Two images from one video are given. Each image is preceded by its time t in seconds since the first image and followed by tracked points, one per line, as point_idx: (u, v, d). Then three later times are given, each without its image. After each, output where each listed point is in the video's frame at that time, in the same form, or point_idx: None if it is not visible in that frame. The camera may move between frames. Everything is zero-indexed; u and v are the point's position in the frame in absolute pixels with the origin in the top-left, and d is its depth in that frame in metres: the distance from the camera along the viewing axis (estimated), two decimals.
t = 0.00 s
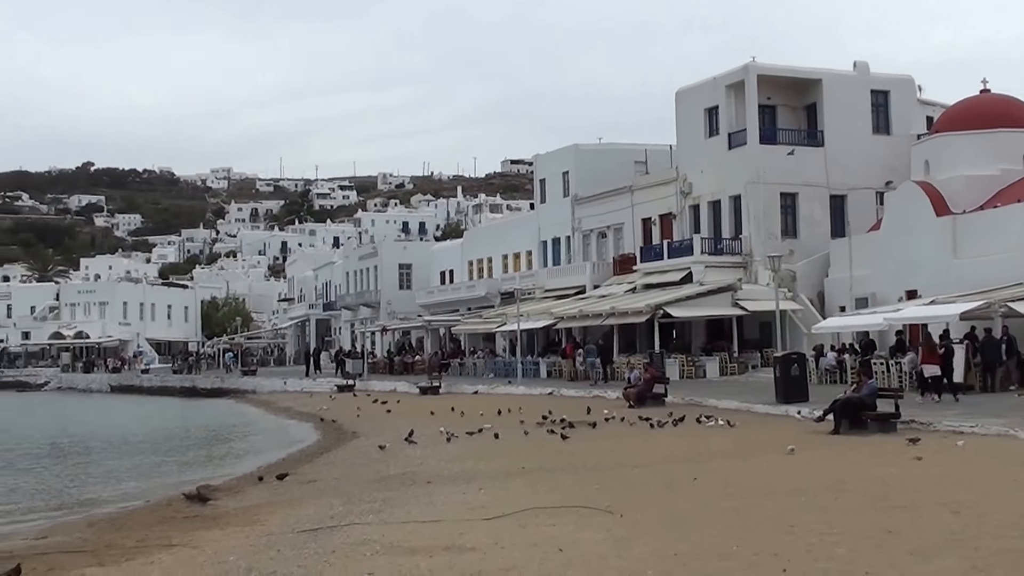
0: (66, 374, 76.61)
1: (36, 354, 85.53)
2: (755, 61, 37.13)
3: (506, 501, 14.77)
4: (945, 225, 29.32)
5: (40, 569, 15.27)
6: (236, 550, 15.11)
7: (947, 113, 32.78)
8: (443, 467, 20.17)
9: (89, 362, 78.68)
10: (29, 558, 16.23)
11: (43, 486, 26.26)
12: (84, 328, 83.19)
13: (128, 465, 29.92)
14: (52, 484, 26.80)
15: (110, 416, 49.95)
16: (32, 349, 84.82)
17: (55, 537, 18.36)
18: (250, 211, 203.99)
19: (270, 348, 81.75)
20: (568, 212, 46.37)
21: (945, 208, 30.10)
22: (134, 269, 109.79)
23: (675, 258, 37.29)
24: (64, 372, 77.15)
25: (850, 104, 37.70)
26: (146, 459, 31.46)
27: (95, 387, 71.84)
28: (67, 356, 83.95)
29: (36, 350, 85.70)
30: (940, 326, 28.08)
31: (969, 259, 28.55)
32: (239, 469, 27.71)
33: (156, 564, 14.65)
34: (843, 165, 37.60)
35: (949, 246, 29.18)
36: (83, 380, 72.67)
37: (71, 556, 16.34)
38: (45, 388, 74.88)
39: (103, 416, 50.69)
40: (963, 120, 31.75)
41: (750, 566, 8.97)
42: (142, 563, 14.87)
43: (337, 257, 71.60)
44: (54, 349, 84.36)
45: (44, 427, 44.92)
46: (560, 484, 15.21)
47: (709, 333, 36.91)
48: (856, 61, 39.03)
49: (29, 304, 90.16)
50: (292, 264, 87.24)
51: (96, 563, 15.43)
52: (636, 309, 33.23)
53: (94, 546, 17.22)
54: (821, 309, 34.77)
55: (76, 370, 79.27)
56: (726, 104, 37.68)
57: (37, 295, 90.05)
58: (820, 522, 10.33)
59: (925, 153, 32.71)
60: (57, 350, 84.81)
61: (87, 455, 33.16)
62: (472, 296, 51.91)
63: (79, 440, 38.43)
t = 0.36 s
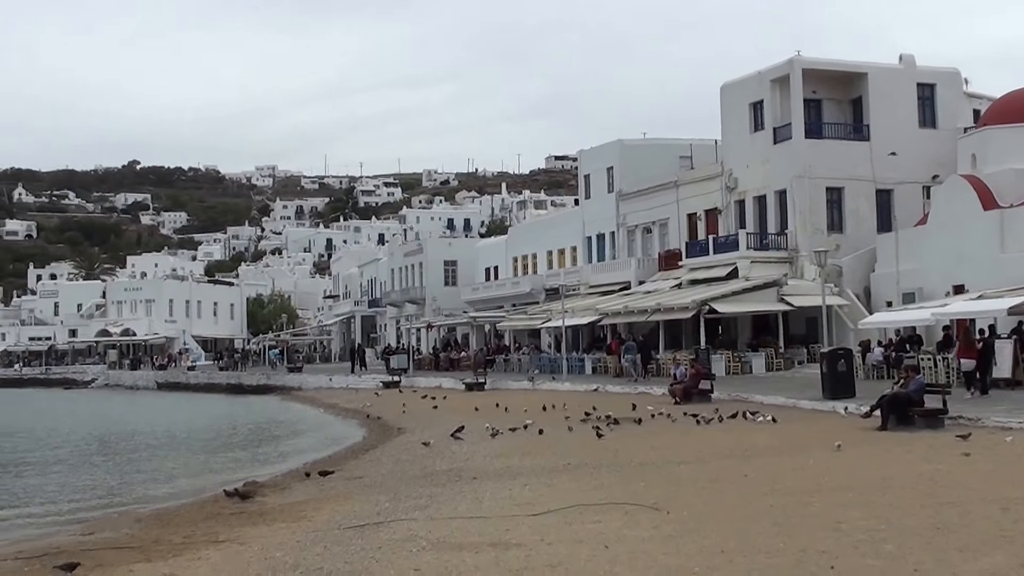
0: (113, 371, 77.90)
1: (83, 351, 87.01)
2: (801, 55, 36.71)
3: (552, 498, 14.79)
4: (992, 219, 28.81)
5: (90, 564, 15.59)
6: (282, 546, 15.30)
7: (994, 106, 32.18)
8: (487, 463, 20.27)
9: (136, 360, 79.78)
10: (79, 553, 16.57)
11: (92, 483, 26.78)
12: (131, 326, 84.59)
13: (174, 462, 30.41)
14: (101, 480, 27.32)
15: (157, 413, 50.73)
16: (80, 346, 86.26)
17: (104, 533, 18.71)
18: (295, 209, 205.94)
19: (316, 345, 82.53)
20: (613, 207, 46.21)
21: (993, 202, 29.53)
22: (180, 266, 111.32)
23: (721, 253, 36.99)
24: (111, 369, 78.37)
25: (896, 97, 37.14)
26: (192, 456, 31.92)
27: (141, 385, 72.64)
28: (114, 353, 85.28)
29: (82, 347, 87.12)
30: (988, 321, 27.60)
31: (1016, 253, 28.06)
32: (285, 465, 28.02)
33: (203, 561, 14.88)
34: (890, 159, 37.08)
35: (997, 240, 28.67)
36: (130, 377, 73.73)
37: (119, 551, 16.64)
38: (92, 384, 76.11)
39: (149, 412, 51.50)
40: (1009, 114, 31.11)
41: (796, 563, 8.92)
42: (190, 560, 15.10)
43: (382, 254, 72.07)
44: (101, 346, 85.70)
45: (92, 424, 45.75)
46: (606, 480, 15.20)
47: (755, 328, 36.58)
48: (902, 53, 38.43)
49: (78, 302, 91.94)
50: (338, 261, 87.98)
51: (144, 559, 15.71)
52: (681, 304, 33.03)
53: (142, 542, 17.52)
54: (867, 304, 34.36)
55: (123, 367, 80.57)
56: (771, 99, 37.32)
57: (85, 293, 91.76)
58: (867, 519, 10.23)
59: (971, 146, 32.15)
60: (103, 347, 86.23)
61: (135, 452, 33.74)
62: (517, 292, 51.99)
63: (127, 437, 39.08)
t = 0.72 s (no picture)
0: (159, 368, 79.09)
1: (130, 348, 88.64)
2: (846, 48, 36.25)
3: (598, 495, 14.78)
4: None
5: (139, 560, 15.87)
6: (329, 543, 15.48)
7: None
8: (531, 460, 20.31)
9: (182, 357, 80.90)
10: (130, 549, 16.88)
11: (139, 479, 27.23)
12: (177, 323, 85.92)
13: (219, 459, 30.84)
14: (149, 476, 27.79)
15: (203, 409, 51.43)
16: (127, 344, 87.59)
17: (154, 529, 19.08)
18: (340, 206, 207.50)
19: (362, 342, 83.17)
20: (658, 203, 45.99)
21: None
22: (225, 264, 112.66)
23: (767, 249, 36.67)
24: (157, 366, 79.59)
25: (942, 92, 36.55)
26: (238, 452, 32.35)
27: (188, 381, 73.67)
28: (160, 350, 86.44)
29: (129, 344, 88.64)
30: None
31: None
32: (331, 462, 28.32)
33: (251, 556, 15.11)
34: (936, 154, 36.52)
35: None
36: (176, 374, 74.82)
37: (168, 547, 16.94)
38: (140, 381, 77.38)
39: (196, 409, 52.25)
40: None
41: (844, 559, 8.84)
42: (238, 555, 15.34)
43: (428, 251, 72.36)
44: (147, 344, 87.03)
45: (140, 421, 46.49)
46: (652, 478, 15.13)
47: (801, 324, 36.26)
48: (947, 47, 37.82)
49: (124, 300, 93.33)
50: (383, 258, 88.53)
51: (192, 554, 15.97)
52: (727, 301, 32.84)
53: (190, 538, 17.81)
54: (915, 300, 33.84)
55: (169, 364, 81.79)
56: (816, 94, 36.91)
57: (130, 290, 93.08)
58: (915, 516, 10.09)
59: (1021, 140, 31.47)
60: (150, 344, 87.58)
61: (181, 449, 34.25)
62: (562, 289, 51.96)
63: (175, 434, 39.73)
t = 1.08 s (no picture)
0: (205, 365, 80.14)
1: (175, 346, 89.69)
2: (892, 42, 35.72)
3: (643, 492, 14.74)
4: None
5: (187, 556, 16.13)
6: (374, 539, 15.63)
7: None
8: (576, 457, 20.30)
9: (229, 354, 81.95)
10: (177, 545, 17.15)
11: (185, 477, 27.63)
12: (223, 320, 86.99)
13: (263, 456, 31.22)
14: (196, 473, 28.19)
15: (249, 406, 52.10)
16: (173, 341, 88.76)
17: (201, 525, 19.37)
18: (385, 203, 208.71)
19: (407, 338, 83.64)
20: (703, 199, 45.67)
21: None
22: (270, 261, 113.75)
23: (813, 244, 36.27)
24: (203, 364, 80.68)
25: (990, 85, 35.93)
26: (283, 449, 32.69)
27: (235, 378, 74.57)
28: (207, 348, 87.47)
29: (175, 342, 89.79)
30: None
31: None
32: (377, 458, 28.56)
33: (297, 552, 15.29)
34: (983, 148, 35.95)
35: None
36: (222, 371, 75.77)
37: (216, 543, 17.19)
38: (186, 378, 78.54)
39: (242, 406, 52.91)
40: None
41: (891, 557, 8.76)
42: (284, 551, 15.53)
43: (472, 248, 72.52)
44: (193, 341, 88.20)
45: (188, 418, 47.16)
46: (698, 475, 15.05)
47: (848, 320, 35.88)
48: (995, 40, 37.19)
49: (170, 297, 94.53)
50: (427, 255, 88.90)
51: (239, 550, 16.20)
52: (773, 297, 32.52)
53: (236, 534, 18.06)
54: (962, 295, 33.31)
55: (215, 361, 82.87)
56: (862, 88, 36.41)
57: (176, 287, 94.33)
58: (964, 514, 9.95)
59: None
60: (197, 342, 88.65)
61: (227, 446, 34.68)
62: (607, 285, 51.80)
63: (222, 431, 40.23)
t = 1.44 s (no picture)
0: (250, 362, 81.09)
1: (220, 343, 90.52)
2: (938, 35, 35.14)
3: (689, 489, 14.68)
4: None
5: (234, 552, 16.36)
6: (419, 535, 15.74)
7: None
8: (621, 454, 20.26)
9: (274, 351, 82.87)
10: (224, 541, 17.39)
11: (231, 473, 28.01)
12: (268, 318, 87.83)
13: (308, 453, 31.52)
14: (242, 470, 28.55)
15: (294, 403, 52.61)
16: (219, 338, 89.77)
17: (248, 521, 19.63)
18: (430, 200, 209.61)
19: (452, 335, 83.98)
20: (748, 194, 45.29)
21: None
22: (316, 258, 114.75)
23: (859, 240, 35.78)
24: (248, 361, 81.62)
25: None
26: (329, 446, 32.99)
27: (280, 375, 75.38)
28: (252, 345, 88.46)
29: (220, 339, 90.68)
30: None
31: None
32: (421, 455, 28.73)
33: (343, 548, 15.43)
34: None
35: None
36: (268, 368, 76.64)
37: (263, 539, 17.40)
38: (232, 375, 79.52)
39: (287, 402, 53.44)
40: None
41: (939, 555, 8.65)
42: (331, 547, 15.68)
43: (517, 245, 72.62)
44: (239, 338, 89.18)
45: (234, 414, 47.75)
46: (744, 472, 14.98)
47: (894, 315, 35.32)
48: None
49: (216, 294, 95.69)
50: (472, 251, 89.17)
51: (286, 546, 16.39)
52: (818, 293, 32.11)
53: (283, 530, 18.27)
54: (1010, 291, 32.83)
55: (261, 358, 83.81)
56: (908, 81, 35.88)
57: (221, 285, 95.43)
58: (1014, 511, 9.80)
59: None
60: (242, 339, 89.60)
61: (273, 442, 35.07)
62: (652, 281, 51.58)
63: (269, 427, 40.68)
